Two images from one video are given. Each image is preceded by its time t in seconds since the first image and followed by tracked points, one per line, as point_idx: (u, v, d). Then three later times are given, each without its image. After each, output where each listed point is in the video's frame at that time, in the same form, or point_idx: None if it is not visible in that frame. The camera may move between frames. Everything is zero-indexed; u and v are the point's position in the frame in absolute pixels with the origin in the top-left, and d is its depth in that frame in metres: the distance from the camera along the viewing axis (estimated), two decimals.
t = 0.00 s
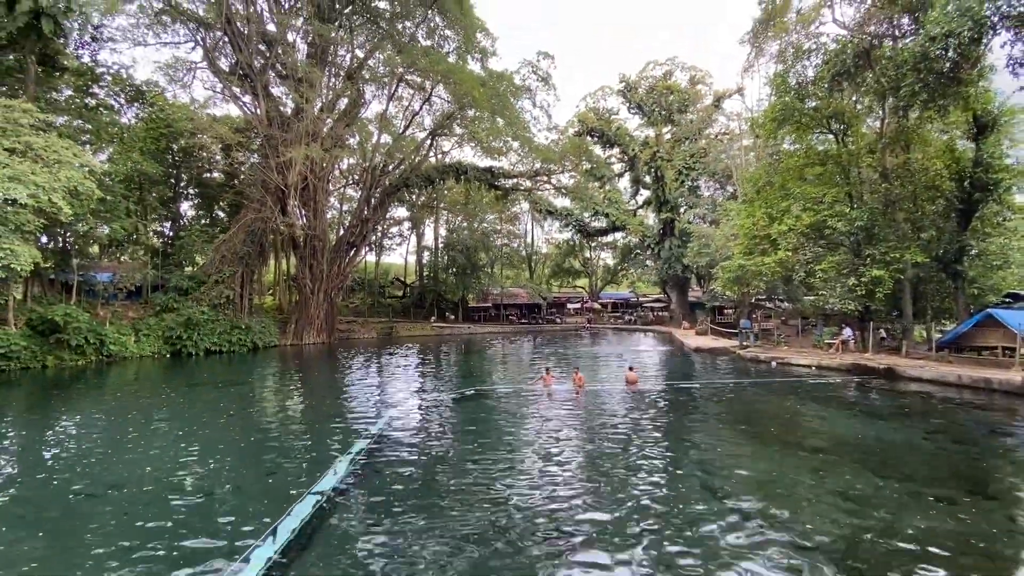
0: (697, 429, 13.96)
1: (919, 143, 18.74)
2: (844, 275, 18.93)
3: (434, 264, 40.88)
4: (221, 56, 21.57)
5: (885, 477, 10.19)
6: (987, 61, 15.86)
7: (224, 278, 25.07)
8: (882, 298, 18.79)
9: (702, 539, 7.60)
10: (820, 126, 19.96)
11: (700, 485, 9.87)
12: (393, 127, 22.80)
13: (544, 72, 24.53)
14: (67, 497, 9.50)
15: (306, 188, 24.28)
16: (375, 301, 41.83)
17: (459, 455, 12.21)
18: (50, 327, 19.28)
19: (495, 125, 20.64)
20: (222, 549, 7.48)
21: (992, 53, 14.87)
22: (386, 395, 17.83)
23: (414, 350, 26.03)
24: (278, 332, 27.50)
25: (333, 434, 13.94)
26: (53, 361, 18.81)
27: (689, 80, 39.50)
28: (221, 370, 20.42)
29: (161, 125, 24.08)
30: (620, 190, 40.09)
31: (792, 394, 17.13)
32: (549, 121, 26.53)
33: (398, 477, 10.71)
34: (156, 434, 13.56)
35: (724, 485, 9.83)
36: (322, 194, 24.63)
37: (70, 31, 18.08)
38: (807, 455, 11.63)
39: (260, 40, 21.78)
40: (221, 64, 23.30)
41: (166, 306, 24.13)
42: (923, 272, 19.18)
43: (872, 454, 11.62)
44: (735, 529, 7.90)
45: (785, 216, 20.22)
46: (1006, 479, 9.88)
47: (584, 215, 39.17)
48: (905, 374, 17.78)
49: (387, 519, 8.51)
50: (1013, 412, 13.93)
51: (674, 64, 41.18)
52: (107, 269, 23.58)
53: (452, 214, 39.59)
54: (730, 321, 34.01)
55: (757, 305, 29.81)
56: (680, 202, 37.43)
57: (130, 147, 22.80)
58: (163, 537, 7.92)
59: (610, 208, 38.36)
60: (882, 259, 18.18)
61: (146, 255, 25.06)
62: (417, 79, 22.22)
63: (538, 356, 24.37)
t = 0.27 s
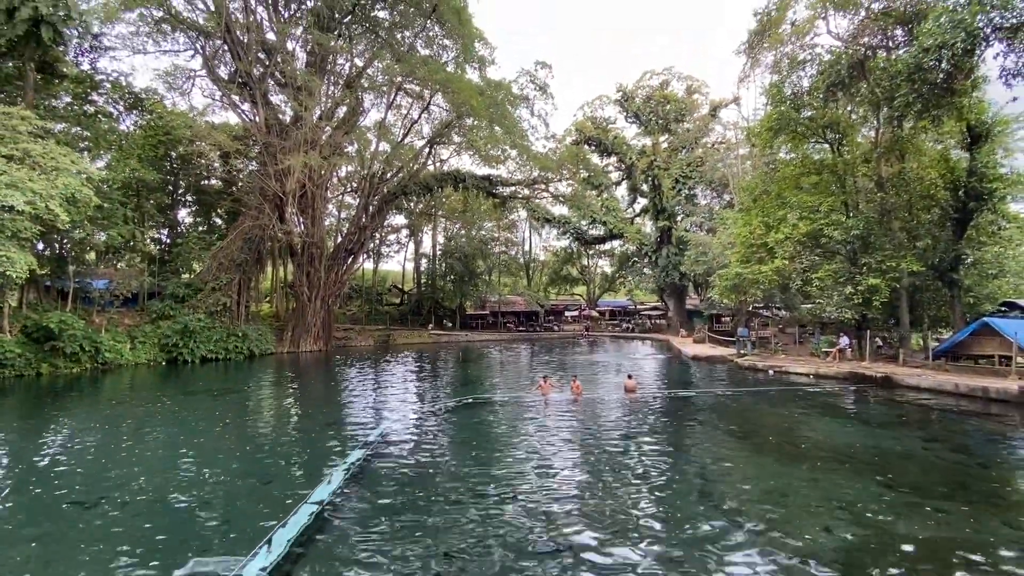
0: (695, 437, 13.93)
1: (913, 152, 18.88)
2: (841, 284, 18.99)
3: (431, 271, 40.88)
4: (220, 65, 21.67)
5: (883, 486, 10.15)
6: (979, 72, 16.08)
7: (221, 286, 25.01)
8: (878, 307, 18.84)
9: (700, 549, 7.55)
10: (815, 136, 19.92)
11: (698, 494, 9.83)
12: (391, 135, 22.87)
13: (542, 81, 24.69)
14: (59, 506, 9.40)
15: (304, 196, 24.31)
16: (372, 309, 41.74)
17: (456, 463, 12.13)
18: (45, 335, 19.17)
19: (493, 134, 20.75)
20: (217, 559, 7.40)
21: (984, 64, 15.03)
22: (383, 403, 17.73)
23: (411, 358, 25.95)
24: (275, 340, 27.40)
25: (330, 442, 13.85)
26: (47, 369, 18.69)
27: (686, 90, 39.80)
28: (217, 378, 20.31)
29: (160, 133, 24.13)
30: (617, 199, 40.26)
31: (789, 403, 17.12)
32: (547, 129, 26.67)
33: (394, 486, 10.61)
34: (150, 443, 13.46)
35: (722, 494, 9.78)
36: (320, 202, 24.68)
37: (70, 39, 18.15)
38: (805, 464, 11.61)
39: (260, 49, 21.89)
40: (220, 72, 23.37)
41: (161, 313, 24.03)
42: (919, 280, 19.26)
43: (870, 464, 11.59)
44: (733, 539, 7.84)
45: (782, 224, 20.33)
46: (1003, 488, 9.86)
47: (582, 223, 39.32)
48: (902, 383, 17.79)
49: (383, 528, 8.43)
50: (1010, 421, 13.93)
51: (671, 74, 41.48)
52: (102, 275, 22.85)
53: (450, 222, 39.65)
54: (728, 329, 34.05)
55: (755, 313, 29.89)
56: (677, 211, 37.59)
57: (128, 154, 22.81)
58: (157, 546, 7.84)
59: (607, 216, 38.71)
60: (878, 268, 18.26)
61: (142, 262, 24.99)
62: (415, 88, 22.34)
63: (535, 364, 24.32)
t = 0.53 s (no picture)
0: (693, 443, 13.91)
1: (909, 159, 18.99)
2: (838, 290, 19.00)
3: (430, 276, 40.89)
4: (219, 70, 21.76)
5: (881, 493, 10.13)
6: (973, 81, 16.23)
7: (218, 291, 24.95)
8: (875, 313, 18.89)
9: (698, 556, 7.52)
10: (811, 143, 20.20)
11: (696, 501, 9.79)
12: (390, 140, 22.91)
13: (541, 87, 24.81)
14: (53, 512, 9.31)
15: (302, 201, 24.32)
16: (370, 313, 41.68)
17: (453, 470, 12.07)
18: (41, 339, 19.07)
19: (491, 139, 20.82)
20: (211, 566, 7.32)
21: (978, 72, 15.17)
22: (380, 409, 17.62)
23: (408, 363, 25.87)
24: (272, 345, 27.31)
25: (327, 448, 13.76)
26: (43, 373, 18.59)
27: (684, 96, 40.03)
28: (214, 383, 20.21)
29: (158, 138, 24.06)
30: (615, 204, 40.40)
31: (787, 409, 17.11)
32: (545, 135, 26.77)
33: (390, 493, 10.53)
34: (146, 448, 13.37)
35: (719, 501, 9.75)
36: (319, 207, 24.70)
37: (69, 44, 18.19)
38: (802, 471, 11.58)
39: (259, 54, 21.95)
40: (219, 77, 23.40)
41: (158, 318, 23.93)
42: (916, 287, 19.33)
43: (867, 470, 11.58)
44: (730, 547, 7.81)
45: (779, 231, 20.42)
46: (1001, 495, 9.85)
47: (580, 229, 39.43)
48: (899, 389, 17.81)
49: (380, 536, 8.36)
50: (1007, 427, 13.95)
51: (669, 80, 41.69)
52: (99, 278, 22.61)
53: (449, 227, 39.69)
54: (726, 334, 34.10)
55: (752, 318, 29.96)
56: (675, 217, 37.71)
57: (126, 158, 22.80)
58: (151, 553, 7.76)
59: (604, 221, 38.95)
60: (874, 274, 18.33)
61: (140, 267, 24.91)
62: (414, 94, 22.43)
63: (533, 370, 24.27)
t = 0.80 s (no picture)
0: (690, 448, 13.91)
1: (904, 165, 19.13)
2: (834, 294, 19.13)
3: (427, 280, 40.86)
4: (217, 73, 21.80)
5: (877, 498, 10.15)
6: (967, 88, 16.38)
7: (214, 295, 24.88)
8: (871, 318, 18.97)
9: (695, 561, 7.50)
10: (807, 148, 20.35)
11: (693, 505, 9.78)
12: (388, 145, 22.93)
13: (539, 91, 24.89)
14: (46, 516, 9.23)
15: (299, 205, 24.30)
16: (367, 317, 41.59)
17: (449, 474, 12.02)
18: (35, 342, 18.92)
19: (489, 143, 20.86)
20: (204, 571, 7.26)
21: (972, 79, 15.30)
22: (376, 414, 17.54)
23: (405, 367, 25.80)
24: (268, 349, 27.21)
25: (323, 453, 13.69)
26: (36, 377, 18.47)
27: (680, 102, 40.25)
28: (209, 387, 20.10)
29: (156, 142, 23.93)
30: (612, 209, 40.52)
31: (783, 414, 17.14)
32: (543, 139, 26.85)
33: (387, 497, 10.47)
34: (140, 452, 13.29)
35: (716, 506, 9.74)
36: (316, 211, 24.70)
37: (66, 47, 18.17)
38: (798, 476, 11.60)
39: (257, 58, 21.96)
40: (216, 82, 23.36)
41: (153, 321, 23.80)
42: (911, 292, 19.43)
43: (863, 475, 11.60)
44: (727, 551, 7.80)
45: (775, 235, 20.51)
46: (996, 500, 9.87)
47: (577, 233, 39.47)
48: (895, 394, 17.86)
49: (376, 541, 8.31)
50: (1001, 432, 14.00)
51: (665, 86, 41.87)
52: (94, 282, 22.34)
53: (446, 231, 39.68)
54: (722, 339, 34.14)
55: (749, 323, 30.04)
56: (672, 222, 37.81)
57: (123, 161, 22.73)
58: (144, 558, 7.68)
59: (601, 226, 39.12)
60: (870, 279, 18.42)
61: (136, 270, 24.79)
62: (412, 98, 22.48)
63: (530, 374, 24.23)
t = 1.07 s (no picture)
0: (687, 451, 13.91)
1: (898, 169, 19.24)
2: (830, 297, 19.23)
3: (423, 282, 40.80)
4: (213, 75, 21.75)
5: (873, 501, 10.17)
6: (960, 93, 16.50)
7: (209, 297, 24.77)
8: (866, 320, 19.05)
9: (691, 563, 7.51)
10: (802, 152, 20.48)
11: (689, 508, 9.77)
12: (385, 146, 22.91)
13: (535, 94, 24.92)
14: (38, 520, 9.13)
15: (296, 206, 24.25)
16: (363, 319, 41.49)
17: (446, 477, 11.97)
18: (28, 344, 18.77)
19: (486, 146, 20.88)
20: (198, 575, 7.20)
21: (965, 84, 15.42)
22: (372, 416, 17.47)
23: (401, 370, 25.73)
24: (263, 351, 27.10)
25: (318, 455, 13.61)
26: (29, 380, 18.34)
27: (676, 105, 40.38)
28: (204, 389, 19.99)
29: (151, 142, 23.97)
30: (608, 211, 40.60)
31: (779, 416, 17.19)
32: (539, 141, 26.89)
33: (382, 501, 10.41)
34: (134, 455, 13.19)
35: (712, 508, 9.76)
36: (312, 213, 24.66)
37: (61, 47, 18.10)
38: (794, 478, 11.62)
39: (253, 59, 21.93)
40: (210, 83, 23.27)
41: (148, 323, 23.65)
42: (906, 295, 19.54)
43: (859, 478, 11.63)
44: (723, 554, 7.79)
45: (771, 238, 20.60)
46: (990, 502, 9.92)
47: (573, 236, 39.54)
48: (890, 396, 17.93)
49: (371, 545, 8.26)
50: (995, 434, 14.07)
51: (661, 89, 42.02)
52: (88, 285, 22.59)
53: (443, 233, 39.65)
54: (719, 341, 34.23)
55: (745, 325, 30.13)
56: (668, 224, 37.89)
57: (117, 162, 22.63)
58: (137, 562, 7.61)
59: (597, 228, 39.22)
60: (865, 282, 18.50)
61: (130, 271, 24.65)
62: (409, 100, 22.49)
63: (527, 376, 24.21)
